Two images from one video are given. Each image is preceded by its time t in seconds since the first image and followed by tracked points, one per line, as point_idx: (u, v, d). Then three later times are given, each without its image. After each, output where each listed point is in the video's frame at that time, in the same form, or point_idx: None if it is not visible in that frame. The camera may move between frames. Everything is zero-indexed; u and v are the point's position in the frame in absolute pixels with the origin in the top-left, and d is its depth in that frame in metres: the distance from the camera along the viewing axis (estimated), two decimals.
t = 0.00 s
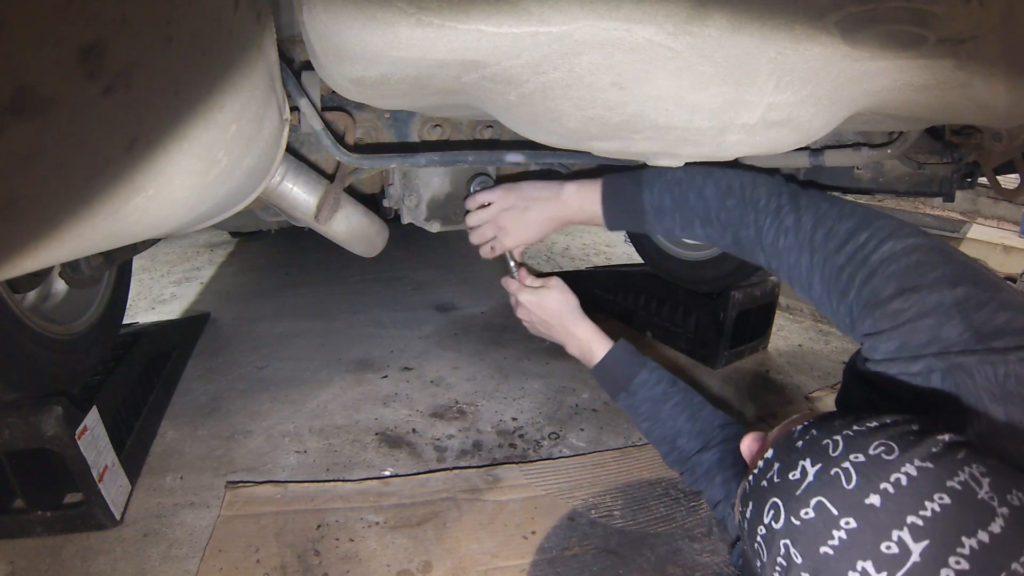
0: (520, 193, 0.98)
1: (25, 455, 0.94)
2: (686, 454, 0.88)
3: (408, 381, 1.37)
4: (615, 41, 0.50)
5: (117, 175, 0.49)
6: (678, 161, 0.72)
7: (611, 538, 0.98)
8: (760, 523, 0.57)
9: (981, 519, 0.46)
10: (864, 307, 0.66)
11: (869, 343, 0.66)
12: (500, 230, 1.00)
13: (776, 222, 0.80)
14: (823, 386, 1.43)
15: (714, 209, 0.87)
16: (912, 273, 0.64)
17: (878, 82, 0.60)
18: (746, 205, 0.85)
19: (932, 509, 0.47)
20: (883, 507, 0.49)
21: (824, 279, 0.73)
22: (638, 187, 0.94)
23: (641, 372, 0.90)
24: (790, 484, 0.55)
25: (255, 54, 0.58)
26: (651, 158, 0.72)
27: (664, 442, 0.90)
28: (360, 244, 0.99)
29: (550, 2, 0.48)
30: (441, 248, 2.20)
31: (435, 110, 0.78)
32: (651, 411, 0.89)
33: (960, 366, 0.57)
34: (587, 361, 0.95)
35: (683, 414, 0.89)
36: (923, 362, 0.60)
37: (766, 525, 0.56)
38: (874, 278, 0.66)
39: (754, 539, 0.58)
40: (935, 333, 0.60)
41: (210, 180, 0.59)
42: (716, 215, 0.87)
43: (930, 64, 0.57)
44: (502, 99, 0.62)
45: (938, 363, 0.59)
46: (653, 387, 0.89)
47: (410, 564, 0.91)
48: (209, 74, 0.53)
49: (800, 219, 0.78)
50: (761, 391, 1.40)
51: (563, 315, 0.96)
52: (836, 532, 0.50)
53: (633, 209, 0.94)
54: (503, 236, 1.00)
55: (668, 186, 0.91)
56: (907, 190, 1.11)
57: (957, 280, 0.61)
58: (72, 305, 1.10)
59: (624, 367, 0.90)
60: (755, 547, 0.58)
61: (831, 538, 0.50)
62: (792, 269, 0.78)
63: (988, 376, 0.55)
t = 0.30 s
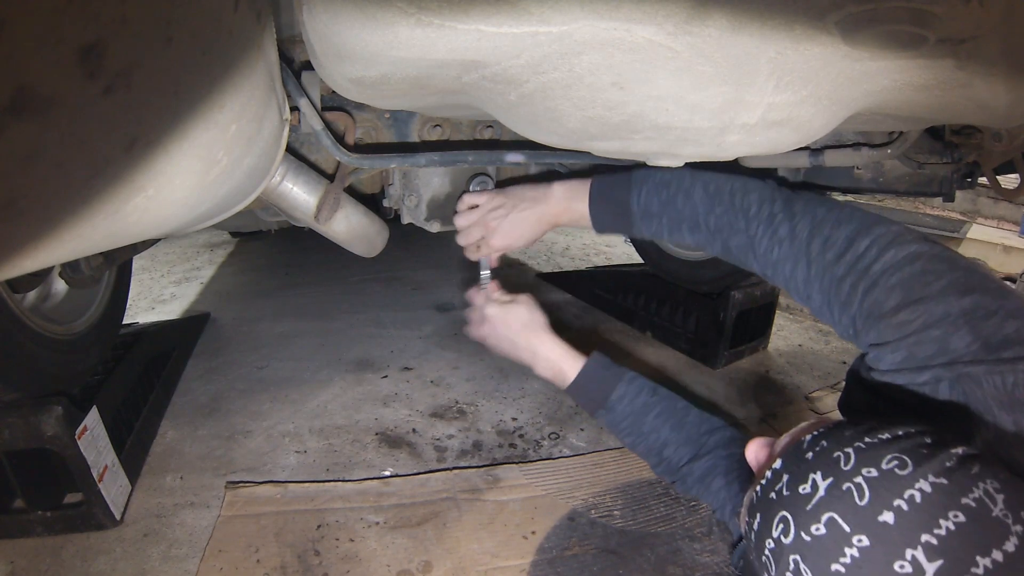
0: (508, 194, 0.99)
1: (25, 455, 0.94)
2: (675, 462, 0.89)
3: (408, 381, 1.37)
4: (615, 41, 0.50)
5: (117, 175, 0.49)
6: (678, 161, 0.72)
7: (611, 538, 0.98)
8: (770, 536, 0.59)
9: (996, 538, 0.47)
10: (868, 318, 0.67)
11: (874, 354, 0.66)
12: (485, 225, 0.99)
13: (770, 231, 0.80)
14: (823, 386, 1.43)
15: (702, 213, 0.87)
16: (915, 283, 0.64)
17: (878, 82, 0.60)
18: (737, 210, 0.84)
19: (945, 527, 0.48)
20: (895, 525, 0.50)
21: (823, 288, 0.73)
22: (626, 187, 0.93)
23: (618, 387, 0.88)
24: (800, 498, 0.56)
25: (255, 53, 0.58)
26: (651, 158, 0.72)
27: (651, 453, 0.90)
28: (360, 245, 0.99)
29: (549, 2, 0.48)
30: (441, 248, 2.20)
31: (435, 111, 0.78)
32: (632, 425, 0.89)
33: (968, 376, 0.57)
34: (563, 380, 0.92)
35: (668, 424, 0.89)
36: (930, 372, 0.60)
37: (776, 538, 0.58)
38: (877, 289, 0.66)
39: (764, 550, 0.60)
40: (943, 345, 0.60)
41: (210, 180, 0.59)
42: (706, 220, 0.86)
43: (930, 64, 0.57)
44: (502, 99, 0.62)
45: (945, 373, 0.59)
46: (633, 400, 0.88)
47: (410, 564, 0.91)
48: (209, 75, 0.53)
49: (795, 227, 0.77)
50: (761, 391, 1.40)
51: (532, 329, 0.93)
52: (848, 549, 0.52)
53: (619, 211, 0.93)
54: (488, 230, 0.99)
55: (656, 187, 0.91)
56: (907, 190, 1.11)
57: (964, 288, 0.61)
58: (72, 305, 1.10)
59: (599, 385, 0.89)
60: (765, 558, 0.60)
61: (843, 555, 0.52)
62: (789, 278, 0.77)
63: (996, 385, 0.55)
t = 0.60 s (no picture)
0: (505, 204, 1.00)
1: (25, 455, 0.95)
2: (658, 467, 0.88)
3: (408, 381, 1.37)
4: (615, 41, 0.50)
5: (117, 175, 0.49)
6: (678, 161, 0.72)
7: (611, 538, 0.98)
8: (761, 541, 0.59)
9: (986, 543, 0.47)
10: (862, 327, 0.67)
11: (870, 362, 0.66)
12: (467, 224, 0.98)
13: (760, 247, 0.81)
14: (823, 386, 1.43)
15: (694, 231, 0.87)
16: (905, 289, 0.65)
17: (878, 83, 0.60)
18: (728, 229, 0.85)
19: (934, 533, 0.48)
20: (884, 530, 0.50)
21: (816, 299, 0.74)
22: (616, 208, 0.93)
23: (592, 388, 0.87)
24: (790, 504, 0.56)
25: (255, 53, 0.58)
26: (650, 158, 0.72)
27: (630, 460, 0.88)
28: (360, 245, 0.99)
29: (549, 2, 0.48)
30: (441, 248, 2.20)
31: (434, 111, 0.78)
32: (609, 427, 0.87)
33: (967, 377, 0.56)
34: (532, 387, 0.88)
35: (645, 425, 0.88)
36: (928, 374, 0.60)
37: (766, 543, 0.58)
38: (867, 298, 0.68)
39: (755, 555, 0.60)
40: (938, 347, 0.60)
41: (211, 180, 0.59)
42: (698, 237, 0.87)
43: (930, 64, 0.57)
44: (502, 99, 0.63)
45: (944, 375, 0.58)
46: (608, 402, 0.87)
47: (410, 564, 0.91)
48: (210, 75, 0.53)
49: (782, 243, 0.79)
50: (761, 391, 1.40)
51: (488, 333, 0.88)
52: (836, 555, 0.52)
53: (610, 232, 0.92)
54: (466, 226, 0.97)
55: (647, 208, 0.91)
56: (907, 190, 1.11)
57: (955, 290, 0.62)
58: (71, 304, 1.10)
59: (569, 388, 0.86)
60: (757, 563, 0.60)
61: (832, 560, 0.52)
62: (782, 294, 0.79)
63: (994, 385, 0.54)
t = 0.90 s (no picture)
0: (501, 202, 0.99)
1: (25, 455, 0.95)
2: (650, 462, 0.88)
3: (408, 381, 1.37)
4: (615, 41, 0.50)
5: (117, 175, 0.49)
6: (678, 162, 0.72)
7: (611, 538, 0.98)
8: (755, 551, 0.59)
9: (977, 556, 0.47)
10: (869, 327, 0.68)
11: (875, 362, 0.66)
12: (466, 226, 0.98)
13: (763, 246, 0.81)
14: (823, 386, 1.43)
15: (695, 228, 0.87)
16: (912, 288, 0.65)
17: (878, 83, 0.60)
18: (730, 225, 0.85)
19: (924, 547, 0.48)
20: (874, 544, 0.50)
21: (821, 298, 0.74)
22: (616, 204, 0.93)
23: (582, 381, 0.89)
24: (784, 515, 0.57)
25: (255, 53, 0.58)
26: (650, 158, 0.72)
27: (622, 453, 0.88)
28: (360, 244, 0.99)
29: (550, 2, 0.48)
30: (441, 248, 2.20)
31: (433, 111, 0.78)
32: (600, 420, 0.88)
33: (973, 380, 0.56)
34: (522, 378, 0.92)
35: (638, 419, 0.88)
36: (934, 376, 0.59)
37: (760, 554, 0.58)
38: (874, 298, 0.68)
39: (750, 565, 0.60)
40: (946, 347, 0.60)
41: (210, 180, 0.59)
42: (700, 235, 0.87)
43: (930, 64, 0.57)
44: (502, 99, 0.63)
45: (950, 377, 0.58)
46: (599, 395, 0.88)
47: (410, 564, 0.91)
48: (210, 75, 0.53)
49: (787, 241, 0.79)
50: (761, 391, 1.40)
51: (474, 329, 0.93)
52: (827, 567, 0.52)
53: (610, 229, 0.93)
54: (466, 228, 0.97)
55: (647, 204, 0.91)
56: (907, 190, 1.11)
57: (964, 290, 0.62)
58: (71, 304, 1.10)
59: (558, 380, 0.89)
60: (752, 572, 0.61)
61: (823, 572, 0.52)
62: (784, 292, 0.79)
63: (1001, 388, 0.54)
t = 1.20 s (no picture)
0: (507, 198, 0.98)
1: (25, 455, 0.95)
2: (679, 447, 0.86)
3: (408, 381, 1.37)
4: (614, 41, 0.50)
5: (117, 175, 0.49)
6: (678, 162, 0.72)
7: (611, 538, 0.98)
8: (754, 560, 0.59)
9: (979, 565, 0.47)
10: (873, 323, 0.67)
11: (878, 358, 0.66)
12: (480, 229, 0.97)
13: (769, 237, 0.79)
14: (823, 386, 1.43)
15: (699, 220, 0.86)
16: (918, 284, 0.64)
17: (879, 82, 0.60)
18: (735, 217, 0.83)
19: (927, 557, 0.48)
20: (875, 555, 0.51)
21: (825, 292, 0.73)
22: (621, 194, 0.93)
23: (625, 363, 0.88)
24: (782, 525, 0.57)
25: (255, 52, 0.58)
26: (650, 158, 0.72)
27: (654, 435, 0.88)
28: (360, 245, 0.99)
29: (549, 2, 0.48)
30: (441, 248, 2.20)
31: (433, 111, 0.78)
32: (636, 402, 0.87)
33: (976, 379, 0.57)
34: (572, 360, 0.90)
35: (671, 405, 0.86)
36: (936, 374, 0.60)
37: (759, 563, 0.58)
38: (880, 293, 0.67)
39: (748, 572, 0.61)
40: (948, 345, 0.60)
41: (210, 180, 0.59)
42: (704, 226, 0.85)
43: (930, 64, 0.57)
44: (502, 99, 0.62)
45: (954, 376, 0.59)
46: (637, 377, 0.87)
47: (410, 564, 0.91)
48: (210, 75, 0.53)
49: (795, 233, 0.77)
50: (761, 391, 1.40)
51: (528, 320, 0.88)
52: None
53: (616, 220, 0.93)
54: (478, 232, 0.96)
55: (653, 196, 0.90)
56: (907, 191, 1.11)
57: (969, 288, 0.62)
58: (71, 304, 1.10)
59: (605, 360, 0.88)
60: None
61: None
62: (788, 286, 0.77)
63: (1005, 389, 0.55)
